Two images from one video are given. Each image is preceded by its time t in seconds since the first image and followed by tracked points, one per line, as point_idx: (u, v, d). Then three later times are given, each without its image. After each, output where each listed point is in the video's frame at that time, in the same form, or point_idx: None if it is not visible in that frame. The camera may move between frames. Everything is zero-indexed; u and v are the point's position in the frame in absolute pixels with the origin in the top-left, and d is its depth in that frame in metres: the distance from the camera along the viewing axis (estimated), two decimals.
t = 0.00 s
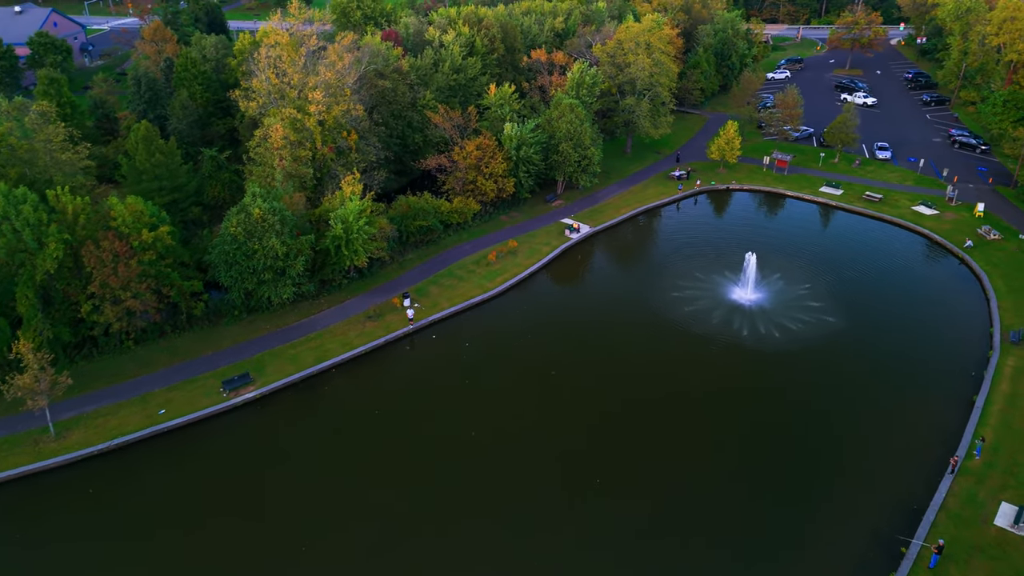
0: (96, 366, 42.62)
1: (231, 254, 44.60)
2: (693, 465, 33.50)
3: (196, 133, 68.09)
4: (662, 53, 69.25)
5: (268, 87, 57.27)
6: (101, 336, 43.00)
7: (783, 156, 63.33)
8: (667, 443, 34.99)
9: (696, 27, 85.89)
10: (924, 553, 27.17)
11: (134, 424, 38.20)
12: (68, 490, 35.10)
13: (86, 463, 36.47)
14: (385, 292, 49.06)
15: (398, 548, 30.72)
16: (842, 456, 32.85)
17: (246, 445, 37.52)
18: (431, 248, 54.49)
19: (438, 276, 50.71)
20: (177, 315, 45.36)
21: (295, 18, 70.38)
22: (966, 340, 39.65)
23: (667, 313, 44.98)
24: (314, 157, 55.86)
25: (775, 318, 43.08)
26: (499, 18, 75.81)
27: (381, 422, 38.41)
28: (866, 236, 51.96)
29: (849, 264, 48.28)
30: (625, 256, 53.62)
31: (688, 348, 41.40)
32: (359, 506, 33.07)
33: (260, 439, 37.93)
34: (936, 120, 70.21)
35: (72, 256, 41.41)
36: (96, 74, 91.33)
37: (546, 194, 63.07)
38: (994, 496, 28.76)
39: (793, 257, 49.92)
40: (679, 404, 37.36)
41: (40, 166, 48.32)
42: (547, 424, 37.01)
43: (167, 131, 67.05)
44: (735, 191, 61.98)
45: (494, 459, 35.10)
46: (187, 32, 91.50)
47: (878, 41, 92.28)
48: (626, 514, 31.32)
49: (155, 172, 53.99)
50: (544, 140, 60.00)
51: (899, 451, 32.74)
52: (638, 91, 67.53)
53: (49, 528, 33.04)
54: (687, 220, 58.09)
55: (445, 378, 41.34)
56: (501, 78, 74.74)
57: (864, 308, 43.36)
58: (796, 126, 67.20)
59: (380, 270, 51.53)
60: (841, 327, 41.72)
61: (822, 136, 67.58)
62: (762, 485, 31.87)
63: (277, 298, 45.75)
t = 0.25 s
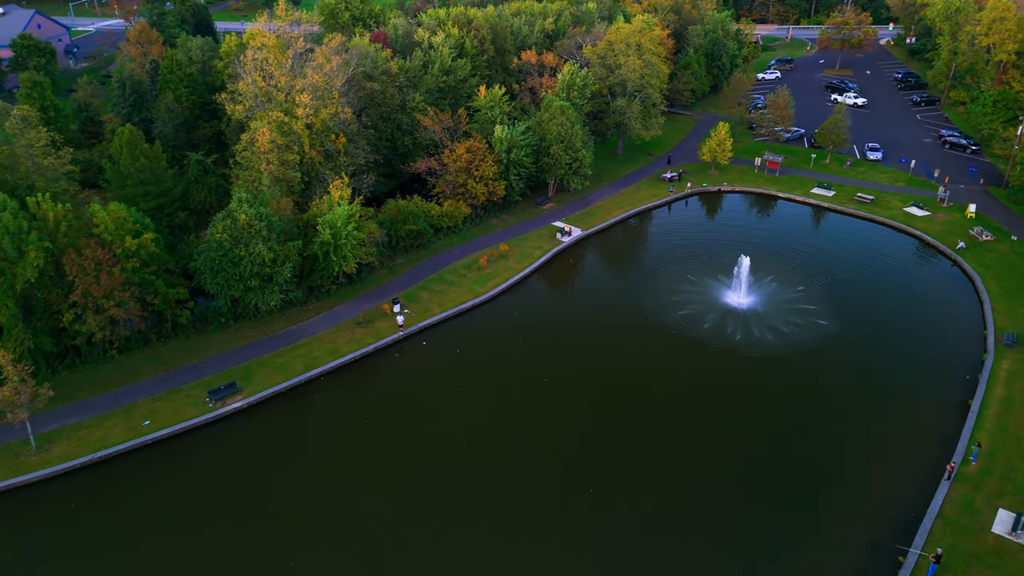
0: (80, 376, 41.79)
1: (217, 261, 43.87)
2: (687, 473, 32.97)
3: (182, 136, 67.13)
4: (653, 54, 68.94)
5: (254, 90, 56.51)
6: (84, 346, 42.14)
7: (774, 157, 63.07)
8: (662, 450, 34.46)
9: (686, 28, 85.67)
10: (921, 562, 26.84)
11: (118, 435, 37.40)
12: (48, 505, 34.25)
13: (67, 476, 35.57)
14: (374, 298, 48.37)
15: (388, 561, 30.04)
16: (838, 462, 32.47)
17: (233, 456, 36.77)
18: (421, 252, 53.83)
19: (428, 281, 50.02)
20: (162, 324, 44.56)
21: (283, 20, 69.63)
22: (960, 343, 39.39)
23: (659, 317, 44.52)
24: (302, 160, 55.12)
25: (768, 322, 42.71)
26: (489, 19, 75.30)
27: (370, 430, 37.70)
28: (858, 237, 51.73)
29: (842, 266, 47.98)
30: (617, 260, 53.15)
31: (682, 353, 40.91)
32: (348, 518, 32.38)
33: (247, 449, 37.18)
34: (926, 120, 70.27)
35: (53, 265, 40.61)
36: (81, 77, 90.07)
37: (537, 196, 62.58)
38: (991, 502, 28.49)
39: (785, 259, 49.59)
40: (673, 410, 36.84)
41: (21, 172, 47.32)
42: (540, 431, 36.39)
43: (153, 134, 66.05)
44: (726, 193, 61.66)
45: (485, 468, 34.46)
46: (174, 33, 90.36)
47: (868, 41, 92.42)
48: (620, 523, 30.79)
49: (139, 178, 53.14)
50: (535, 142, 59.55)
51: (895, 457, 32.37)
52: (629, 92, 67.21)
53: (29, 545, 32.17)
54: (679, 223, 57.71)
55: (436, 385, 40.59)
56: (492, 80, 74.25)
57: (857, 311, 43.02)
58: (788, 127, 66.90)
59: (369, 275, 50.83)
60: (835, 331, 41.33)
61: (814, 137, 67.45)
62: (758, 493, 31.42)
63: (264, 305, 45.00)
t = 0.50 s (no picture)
0: (55, 390, 40.62)
1: (196, 269, 42.86)
2: (678, 481, 32.49)
3: (161, 140, 65.78)
4: (638, 55, 68.61)
5: (234, 94, 55.47)
6: (59, 358, 40.98)
7: (760, 158, 62.94)
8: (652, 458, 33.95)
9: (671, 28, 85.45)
10: (915, 571, 26.53)
11: (95, 451, 36.34)
12: (22, 524, 33.15)
13: (41, 494, 34.48)
14: (358, 305, 47.52)
15: None
16: (829, 469, 32.13)
17: (213, 471, 35.82)
18: (406, 257, 53.04)
19: (413, 286, 49.26)
20: (140, 334, 43.46)
21: (263, 23, 68.53)
22: (948, 345, 39.26)
23: (647, 321, 44.07)
24: (283, 165, 54.15)
25: (756, 325, 42.39)
26: (472, 20, 74.65)
27: (355, 441, 36.88)
28: (845, 238, 51.64)
29: (829, 268, 47.81)
30: (604, 263, 52.67)
31: (671, 358, 40.46)
32: (333, 533, 31.56)
33: (228, 463, 36.26)
34: (910, 120, 70.52)
35: (26, 275, 39.40)
36: (57, 80, 88.27)
37: (523, 199, 62.00)
38: (983, 508, 28.26)
39: (773, 261, 49.36)
40: (663, 417, 36.35)
41: None
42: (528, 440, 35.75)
43: (131, 139, 64.67)
44: (713, 194, 61.42)
45: (473, 478, 33.77)
46: (152, 35, 88.76)
47: (851, 41, 92.80)
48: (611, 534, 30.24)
49: (116, 184, 51.92)
50: (520, 145, 59.01)
51: (886, 463, 32.10)
52: (614, 94, 66.87)
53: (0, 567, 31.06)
54: (666, 225, 57.36)
55: (422, 394, 39.85)
56: (476, 82, 73.57)
57: (845, 314, 42.82)
58: (773, 128, 66.85)
59: (353, 282, 49.95)
60: (823, 334, 41.09)
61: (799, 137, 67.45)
62: (750, 502, 30.99)
63: (245, 314, 44.04)
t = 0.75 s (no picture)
0: (31, 402, 39.52)
1: (176, 277, 41.92)
2: (669, 488, 32.06)
3: (141, 144, 64.47)
4: (624, 56, 68.30)
5: (215, 97, 54.49)
6: (35, 370, 39.89)
7: (747, 159, 62.82)
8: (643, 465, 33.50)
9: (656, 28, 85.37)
10: None
11: (72, 465, 35.37)
12: None
13: (16, 511, 33.47)
14: (343, 312, 46.75)
15: None
16: (820, 474, 31.85)
17: (195, 485, 34.96)
18: (392, 262, 52.31)
19: (399, 292, 48.56)
20: (119, 344, 42.42)
21: (244, 25, 67.45)
22: (936, 347, 39.18)
23: (636, 325, 43.68)
24: (266, 169, 53.24)
25: (745, 329, 42.12)
26: (457, 21, 74.03)
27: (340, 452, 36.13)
28: (832, 239, 51.60)
29: (817, 270, 47.69)
30: (592, 266, 52.25)
31: (660, 363, 40.07)
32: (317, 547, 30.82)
33: (210, 476, 35.42)
34: (895, 120, 70.74)
35: None
36: (35, 83, 86.53)
37: (509, 202, 61.46)
38: (975, 513, 28.07)
39: (761, 263, 49.21)
40: (653, 423, 35.91)
41: None
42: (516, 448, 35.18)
43: (110, 143, 63.32)
44: (700, 196, 61.21)
45: (461, 488, 33.14)
46: (132, 37, 87.25)
47: (836, 41, 93.10)
48: (602, 544, 29.75)
49: (94, 190, 50.73)
50: (507, 148, 58.49)
51: (877, 467, 31.86)
52: (600, 95, 66.56)
53: None
54: (654, 227, 57.06)
55: (408, 402, 39.17)
56: (461, 84, 72.93)
57: (834, 316, 42.66)
58: (759, 128, 66.78)
59: (338, 288, 49.15)
60: (812, 337, 40.89)
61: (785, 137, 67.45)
62: (741, 509, 30.60)
63: (227, 323, 43.15)
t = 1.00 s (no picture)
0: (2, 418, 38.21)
1: (153, 287, 40.81)
2: (659, 498, 31.53)
3: (118, 149, 62.88)
4: (608, 57, 67.94)
5: (192, 101, 53.32)
6: (7, 385, 38.57)
7: (732, 161, 62.65)
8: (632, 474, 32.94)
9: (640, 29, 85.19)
10: None
11: (45, 483, 34.18)
12: None
13: None
14: (325, 320, 45.83)
15: None
16: (811, 481, 31.48)
17: (173, 501, 33.93)
18: (375, 268, 51.42)
19: (382, 299, 47.71)
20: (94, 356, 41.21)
21: (222, 27, 66.23)
22: (923, 349, 39.05)
23: (622, 331, 43.17)
24: (245, 174, 52.14)
25: (732, 333, 41.78)
26: (440, 23, 73.26)
27: (323, 465, 35.23)
28: (817, 241, 51.50)
29: (803, 272, 47.49)
30: (578, 270, 51.71)
31: (648, 369, 39.59)
32: (299, 565, 29.93)
33: (189, 492, 34.40)
34: (878, 120, 70.94)
35: None
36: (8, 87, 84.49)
37: (494, 206, 60.80)
38: (967, 519, 27.81)
39: (747, 266, 48.98)
40: (642, 431, 35.38)
41: None
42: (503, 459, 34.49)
43: (85, 149, 61.69)
44: (686, 198, 60.92)
45: (447, 501, 32.39)
46: (109, 39, 85.46)
47: (818, 41, 93.42)
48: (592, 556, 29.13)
49: (68, 197, 49.30)
50: (491, 151, 57.86)
51: (867, 473, 31.56)
52: (585, 97, 66.17)
53: None
54: (640, 229, 56.65)
55: (392, 412, 38.33)
56: (444, 86, 72.17)
57: (821, 319, 42.44)
58: (744, 129, 66.68)
59: (320, 295, 48.25)
60: (799, 341, 40.63)
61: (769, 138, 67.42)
62: (732, 517, 30.15)
63: (206, 333, 42.10)
